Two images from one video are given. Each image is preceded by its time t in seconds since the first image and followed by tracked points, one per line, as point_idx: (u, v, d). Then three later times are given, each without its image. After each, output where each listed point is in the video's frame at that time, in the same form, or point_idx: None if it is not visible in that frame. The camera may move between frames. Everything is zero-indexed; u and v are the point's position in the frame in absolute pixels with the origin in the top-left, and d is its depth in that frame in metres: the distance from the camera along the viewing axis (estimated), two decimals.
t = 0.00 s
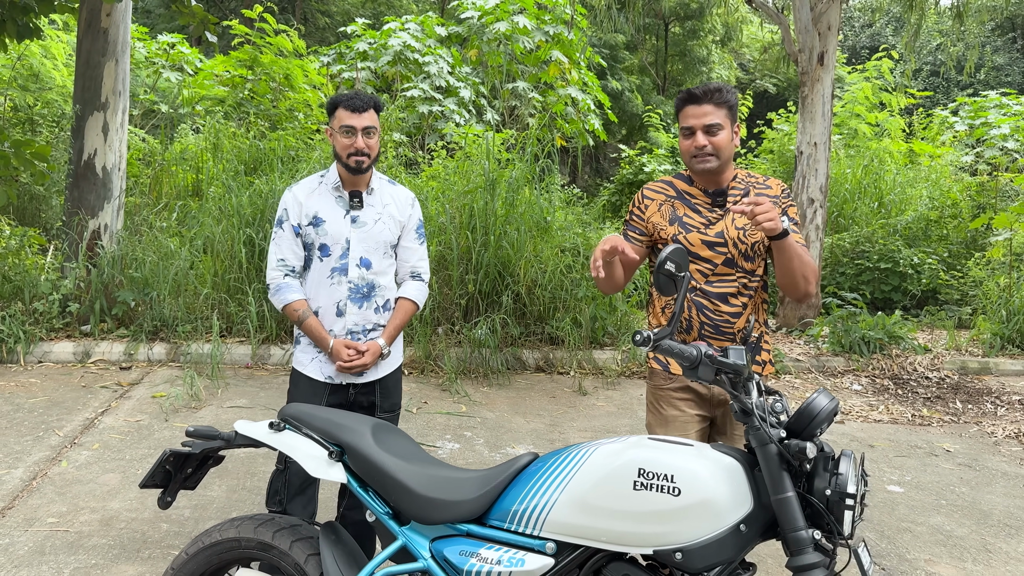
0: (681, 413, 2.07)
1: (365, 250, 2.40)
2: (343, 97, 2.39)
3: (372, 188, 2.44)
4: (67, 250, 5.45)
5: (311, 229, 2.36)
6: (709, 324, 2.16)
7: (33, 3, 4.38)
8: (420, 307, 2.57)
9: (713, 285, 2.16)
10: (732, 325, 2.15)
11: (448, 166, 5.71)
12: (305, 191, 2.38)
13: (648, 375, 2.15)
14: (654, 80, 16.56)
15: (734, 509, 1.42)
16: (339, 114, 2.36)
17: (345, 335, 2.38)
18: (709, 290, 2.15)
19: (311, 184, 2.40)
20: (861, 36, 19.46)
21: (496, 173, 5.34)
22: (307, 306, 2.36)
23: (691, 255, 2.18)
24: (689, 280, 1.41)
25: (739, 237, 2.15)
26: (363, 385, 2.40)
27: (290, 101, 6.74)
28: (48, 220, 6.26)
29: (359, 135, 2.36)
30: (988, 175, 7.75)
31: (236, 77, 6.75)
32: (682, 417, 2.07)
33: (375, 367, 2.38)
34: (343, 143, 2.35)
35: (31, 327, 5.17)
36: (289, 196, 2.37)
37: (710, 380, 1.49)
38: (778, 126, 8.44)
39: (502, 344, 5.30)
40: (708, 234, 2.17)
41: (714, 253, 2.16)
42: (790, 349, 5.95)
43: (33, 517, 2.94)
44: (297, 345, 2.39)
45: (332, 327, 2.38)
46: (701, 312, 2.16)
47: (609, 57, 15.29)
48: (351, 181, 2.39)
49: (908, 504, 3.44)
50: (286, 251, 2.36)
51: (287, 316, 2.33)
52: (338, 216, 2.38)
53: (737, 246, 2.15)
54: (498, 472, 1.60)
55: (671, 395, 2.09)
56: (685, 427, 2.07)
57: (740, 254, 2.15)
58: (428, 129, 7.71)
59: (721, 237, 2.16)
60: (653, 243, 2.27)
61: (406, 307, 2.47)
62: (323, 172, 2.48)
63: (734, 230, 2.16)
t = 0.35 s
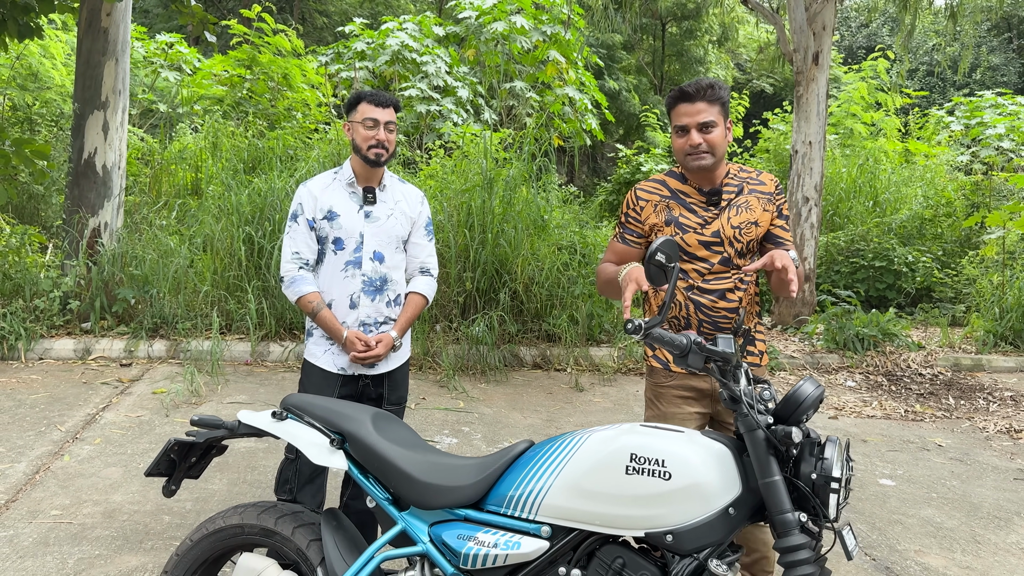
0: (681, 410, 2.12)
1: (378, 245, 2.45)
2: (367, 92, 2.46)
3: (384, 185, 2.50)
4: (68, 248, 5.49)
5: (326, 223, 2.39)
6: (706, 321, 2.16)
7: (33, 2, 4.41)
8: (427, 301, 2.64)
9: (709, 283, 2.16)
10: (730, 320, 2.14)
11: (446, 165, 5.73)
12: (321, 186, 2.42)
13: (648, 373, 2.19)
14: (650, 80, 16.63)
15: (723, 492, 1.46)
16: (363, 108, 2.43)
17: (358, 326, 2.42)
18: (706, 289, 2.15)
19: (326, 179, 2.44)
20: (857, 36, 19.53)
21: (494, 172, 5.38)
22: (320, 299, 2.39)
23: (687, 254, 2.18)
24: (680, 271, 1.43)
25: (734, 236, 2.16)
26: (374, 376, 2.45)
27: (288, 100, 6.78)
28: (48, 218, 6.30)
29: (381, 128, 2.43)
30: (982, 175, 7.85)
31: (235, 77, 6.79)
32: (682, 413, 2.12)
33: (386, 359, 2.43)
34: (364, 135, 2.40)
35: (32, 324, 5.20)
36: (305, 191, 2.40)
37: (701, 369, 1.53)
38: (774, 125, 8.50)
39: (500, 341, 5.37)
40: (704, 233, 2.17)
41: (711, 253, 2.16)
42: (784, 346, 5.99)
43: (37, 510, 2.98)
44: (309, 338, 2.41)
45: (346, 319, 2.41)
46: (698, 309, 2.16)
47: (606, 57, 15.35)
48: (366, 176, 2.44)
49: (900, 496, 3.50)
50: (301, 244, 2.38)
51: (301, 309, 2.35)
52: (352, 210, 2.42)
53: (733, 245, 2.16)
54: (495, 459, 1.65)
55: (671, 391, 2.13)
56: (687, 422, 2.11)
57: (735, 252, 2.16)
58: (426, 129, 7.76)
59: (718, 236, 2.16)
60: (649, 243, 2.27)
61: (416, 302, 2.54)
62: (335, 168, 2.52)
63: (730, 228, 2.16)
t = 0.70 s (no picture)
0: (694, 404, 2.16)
1: (379, 239, 2.51)
2: (373, 91, 2.51)
3: (383, 181, 2.56)
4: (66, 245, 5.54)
5: (328, 218, 2.43)
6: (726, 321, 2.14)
7: (31, 1, 4.46)
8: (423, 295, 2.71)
9: (733, 281, 2.15)
10: (750, 320, 2.13)
11: (441, 163, 5.73)
12: (323, 181, 2.46)
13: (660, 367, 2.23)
14: (647, 80, 16.70)
15: (702, 474, 1.52)
16: (369, 107, 2.47)
17: (360, 318, 2.48)
18: (728, 288, 2.14)
19: (327, 175, 2.48)
20: (853, 36, 19.60)
21: (489, 170, 5.43)
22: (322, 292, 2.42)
23: (713, 252, 2.16)
24: (658, 261, 1.46)
25: (763, 237, 2.14)
26: (374, 367, 2.50)
27: (285, 99, 6.83)
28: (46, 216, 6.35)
29: (386, 127, 2.48)
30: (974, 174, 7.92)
31: (232, 76, 6.84)
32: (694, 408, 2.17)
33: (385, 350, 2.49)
34: (369, 134, 2.45)
35: (31, 321, 5.25)
36: (307, 186, 2.43)
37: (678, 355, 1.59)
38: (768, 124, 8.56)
39: (495, 337, 5.41)
40: (732, 231, 2.15)
41: (737, 252, 2.15)
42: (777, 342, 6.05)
43: (36, 501, 3.03)
44: (310, 331, 2.45)
45: (347, 311, 2.46)
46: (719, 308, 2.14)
47: (602, 57, 15.42)
48: (366, 172, 2.49)
49: (887, 489, 3.55)
50: (303, 237, 2.40)
51: (303, 301, 2.38)
52: (354, 205, 2.47)
53: (760, 246, 2.14)
54: (483, 444, 1.70)
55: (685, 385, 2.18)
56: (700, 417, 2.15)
57: (762, 254, 2.14)
58: (422, 128, 7.82)
59: (745, 236, 2.14)
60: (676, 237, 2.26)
61: (414, 296, 2.62)
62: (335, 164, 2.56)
63: (759, 230, 2.14)
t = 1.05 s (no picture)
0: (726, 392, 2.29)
1: (373, 233, 2.58)
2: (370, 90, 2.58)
3: (378, 178, 2.63)
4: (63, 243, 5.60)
5: (324, 212, 2.51)
6: (759, 308, 2.22)
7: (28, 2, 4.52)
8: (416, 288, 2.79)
9: (769, 269, 2.21)
10: (781, 311, 2.20)
11: (436, 162, 5.82)
12: (318, 177, 2.53)
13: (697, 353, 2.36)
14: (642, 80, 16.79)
15: (676, 453, 1.59)
16: (365, 106, 2.52)
17: (354, 309, 2.55)
18: (763, 276, 2.21)
19: (323, 170, 2.56)
20: (847, 36, 19.71)
21: (482, 169, 5.51)
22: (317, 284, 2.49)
23: (753, 238, 2.23)
24: (633, 250, 1.53)
25: (804, 228, 2.19)
26: (367, 357, 2.58)
27: (281, 99, 6.90)
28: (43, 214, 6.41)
29: (382, 125, 2.55)
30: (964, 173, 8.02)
31: (228, 76, 6.90)
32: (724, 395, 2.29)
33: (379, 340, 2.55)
34: (365, 132, 2.51)
35: (29, 317, 5.31)
36: (303, 181, 2.51)
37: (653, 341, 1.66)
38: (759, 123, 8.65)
39: (487, 333, 5.48)
40: (773, 220, 2.21)
41: (776, 240, 2.21)
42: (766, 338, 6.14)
43: (36, 491, 3.10)
44: (305, 321, 2.52)
45: (341, 303, 2.53)
46: (753, 295, 2.22)
47: (597, 57, 15.51)
48: (361, 169, 2.57)
49: (869, 479, 3.63)
50: (299, 231, 2.48)
51: (298, 293, 2.45)
52: (348, 200, 2.55)
53: (800, 237, 2.19)
54: (468, 428, 1.78)
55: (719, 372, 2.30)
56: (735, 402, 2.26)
57: (801, 246, 2.20)
58: (418, 128, 7.90)
59: (786, 226, 2.20)
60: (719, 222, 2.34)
61: (407, 289, 2.69)
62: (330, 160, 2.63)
63: (800, 221, 2.19)
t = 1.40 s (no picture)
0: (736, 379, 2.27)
1: (363, 228, 2.65)
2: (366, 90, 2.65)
3: (368, 174, 2.70)
4: (59, 240, 5.66)
5: (315, 206, 2.57)
6: (765, 301, 2.22)
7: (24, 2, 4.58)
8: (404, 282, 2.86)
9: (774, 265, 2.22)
10: (787, 304, 2.20)
11: (428, 161, 5.90)
12: (310, 171, 2.59)
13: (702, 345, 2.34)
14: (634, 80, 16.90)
15: (651, 435, 1.67)
16: (361, 103, 2.62)
17: (343, 302, 2.62)
18: (770, 271, 2.21)
19: (314, 166, 2.62)
20: (839, 36, 19.84)
21: (473, 167, 5.58)
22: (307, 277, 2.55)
23: (760, 234, 2.24)
24: (609, 241, 1.60)
25: (810, 226, 2.20)
26: (357, 349, 2.66)
27: (274, 98, 6.97)
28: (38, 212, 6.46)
29: (376, 123, 2.62)
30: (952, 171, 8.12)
31: (222, 75, 6.97)
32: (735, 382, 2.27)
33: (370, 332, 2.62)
34: (358, 129, 2.59)
35: (25, 314, 5.36)
36: (295, 175, 2.57)
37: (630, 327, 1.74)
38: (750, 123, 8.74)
39: (479, 329, 5.58)
40: (780, 217, 2.22)
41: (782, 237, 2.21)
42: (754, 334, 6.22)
43: (34, 482, 3.16)
44: (296, 312, 2.58)
45: (331, 295, 2.60)
46: (760, 288, 2.22)
47: (590, 57, 15.61)
48: (353, 165, 2.63)
49: (851, 469, 3.72)
50: (290, 224, 2.54)
51: (289, 285, 2.51)
52: (339, 195, 2.61)
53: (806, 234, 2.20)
54: (454, 413, 1.85)
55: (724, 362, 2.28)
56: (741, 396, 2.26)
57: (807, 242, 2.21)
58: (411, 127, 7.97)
59: (792, 222, 2.21)
60: (726, 218, 2.33)
61: (395, 283, 2.76)
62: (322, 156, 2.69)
63: (806, 218, 2.20)
